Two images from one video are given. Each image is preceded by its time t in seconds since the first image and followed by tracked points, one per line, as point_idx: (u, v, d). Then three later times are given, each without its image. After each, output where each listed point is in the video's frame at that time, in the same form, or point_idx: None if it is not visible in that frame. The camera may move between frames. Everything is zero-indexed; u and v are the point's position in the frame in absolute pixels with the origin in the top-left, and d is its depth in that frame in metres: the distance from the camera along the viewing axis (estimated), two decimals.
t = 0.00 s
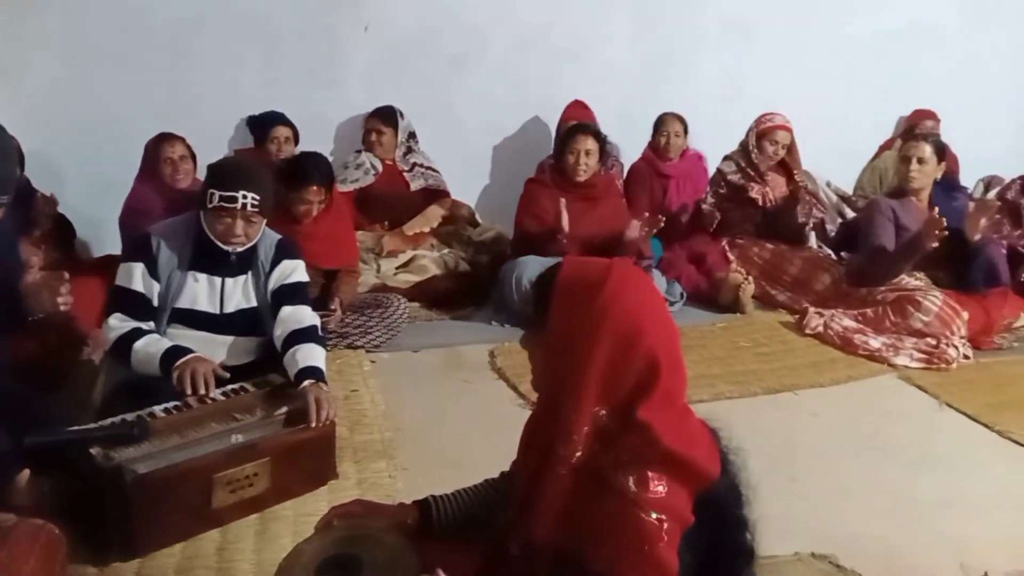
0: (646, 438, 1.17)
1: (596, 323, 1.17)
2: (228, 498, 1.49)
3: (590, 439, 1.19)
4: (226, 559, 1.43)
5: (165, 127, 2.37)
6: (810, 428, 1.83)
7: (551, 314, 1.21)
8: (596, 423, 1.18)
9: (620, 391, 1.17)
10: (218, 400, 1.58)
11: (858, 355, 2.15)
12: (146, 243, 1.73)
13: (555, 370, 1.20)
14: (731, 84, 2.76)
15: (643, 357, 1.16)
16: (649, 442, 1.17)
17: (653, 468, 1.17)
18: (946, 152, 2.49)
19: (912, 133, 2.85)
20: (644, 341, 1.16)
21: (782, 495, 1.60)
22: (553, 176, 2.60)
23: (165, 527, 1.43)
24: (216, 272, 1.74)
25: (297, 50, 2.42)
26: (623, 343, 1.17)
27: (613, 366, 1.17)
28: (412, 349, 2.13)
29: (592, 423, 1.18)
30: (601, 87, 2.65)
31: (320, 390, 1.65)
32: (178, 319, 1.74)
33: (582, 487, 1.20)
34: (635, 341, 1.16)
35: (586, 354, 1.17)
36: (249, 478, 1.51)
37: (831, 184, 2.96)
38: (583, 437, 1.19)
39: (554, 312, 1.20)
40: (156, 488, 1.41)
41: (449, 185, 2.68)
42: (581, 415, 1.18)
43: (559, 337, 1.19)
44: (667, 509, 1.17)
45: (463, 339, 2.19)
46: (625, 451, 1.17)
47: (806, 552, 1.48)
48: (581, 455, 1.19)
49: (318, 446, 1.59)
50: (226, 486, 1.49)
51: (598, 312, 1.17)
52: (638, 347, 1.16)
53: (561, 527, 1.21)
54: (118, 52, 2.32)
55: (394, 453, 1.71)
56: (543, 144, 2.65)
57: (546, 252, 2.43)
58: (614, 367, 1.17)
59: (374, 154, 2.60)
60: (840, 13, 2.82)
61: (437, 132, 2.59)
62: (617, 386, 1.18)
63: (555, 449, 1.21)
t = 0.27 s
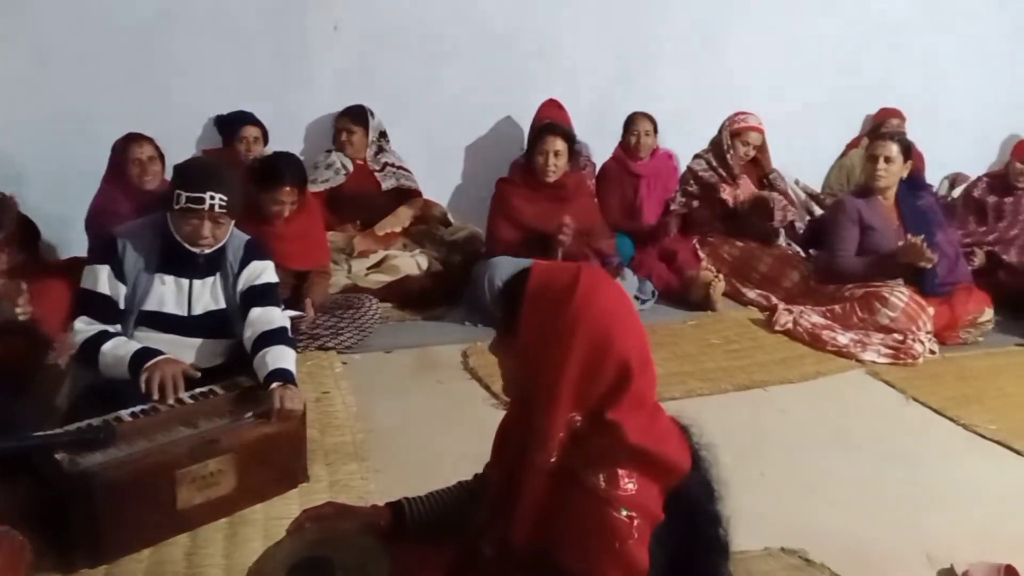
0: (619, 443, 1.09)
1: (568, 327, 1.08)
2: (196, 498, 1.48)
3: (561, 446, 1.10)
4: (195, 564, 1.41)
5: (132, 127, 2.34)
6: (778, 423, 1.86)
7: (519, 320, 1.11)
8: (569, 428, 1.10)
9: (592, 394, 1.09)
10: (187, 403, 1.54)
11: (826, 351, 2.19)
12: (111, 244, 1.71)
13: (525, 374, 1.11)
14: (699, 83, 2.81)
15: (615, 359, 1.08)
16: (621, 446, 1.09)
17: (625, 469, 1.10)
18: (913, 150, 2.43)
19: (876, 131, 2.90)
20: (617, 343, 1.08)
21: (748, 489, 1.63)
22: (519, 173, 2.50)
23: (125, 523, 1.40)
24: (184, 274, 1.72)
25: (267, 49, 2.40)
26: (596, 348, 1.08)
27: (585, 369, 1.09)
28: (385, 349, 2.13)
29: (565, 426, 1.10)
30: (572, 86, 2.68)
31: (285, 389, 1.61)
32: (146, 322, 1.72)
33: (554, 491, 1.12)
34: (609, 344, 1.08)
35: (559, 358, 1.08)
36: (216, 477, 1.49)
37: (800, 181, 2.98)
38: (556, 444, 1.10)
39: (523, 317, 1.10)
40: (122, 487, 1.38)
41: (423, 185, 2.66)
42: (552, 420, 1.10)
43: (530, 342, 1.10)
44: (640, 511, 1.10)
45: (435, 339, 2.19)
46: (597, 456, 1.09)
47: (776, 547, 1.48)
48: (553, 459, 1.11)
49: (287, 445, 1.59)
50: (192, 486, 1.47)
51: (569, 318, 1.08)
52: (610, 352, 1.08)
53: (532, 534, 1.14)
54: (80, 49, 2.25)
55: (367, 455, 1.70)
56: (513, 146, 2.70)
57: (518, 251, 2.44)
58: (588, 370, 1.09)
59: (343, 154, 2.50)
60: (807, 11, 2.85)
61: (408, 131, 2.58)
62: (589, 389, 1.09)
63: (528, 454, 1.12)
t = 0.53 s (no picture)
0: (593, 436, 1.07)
1: (546, 318, 1.07)
2: (164, 512, 1.44)
3: (539, 438, 1.09)
4: (159, 571, 1.40)
5: (94, 130, 2.30)
6: (746, 422, 1.88)
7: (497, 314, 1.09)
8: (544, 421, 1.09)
9: (567, 386, 1.08)
10: (152, 411, 1.53)
11: (792, 351, 2.22)
12: (73, 249, 1.67)
13: (502, 366, 1.10)
14: (667, 86, 2.83)
15: (591, 352, 1.07)
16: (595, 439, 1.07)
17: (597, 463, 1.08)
18: (876, 154, 2.48)
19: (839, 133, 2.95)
20: (593, 335, 1.07)
21: (716, 489, 1.64)
22: (488, 176, 2.50)
23: (95, 540, 1.38)
24: (147, 279, 1.69)
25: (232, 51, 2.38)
26: (573, 339, 1.07)
27: (561, 361, 1.08)
28: (354, 353, 2.13)
29: (542, 419, 1.08)
30: (541, 87, 2.69)
31: (255, 396, 1.60)
32: (108, 328, 1.70)
33: (529, 486, 1.10)
34: (585, 335, 1.07)
35: (536, 352, 1.07)
36: (186, 493, 1.46)
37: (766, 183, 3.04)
38: (533, 436, 1.08)
39: (501, 310, 1.08)
40: (90, 505, 1.35)
41: (391, 189, 2.65)
42: (529, 412, 1.08)
43: (508, 337, 1.08)
44: (611, 508, 1.07)
45: (404, 343, 2.20)
46: (569, 448, 1.08)
47: (743, 546, 1.49)
48: (530, 453, 1.09)
49: (257, 457, 1.55)
50: (162, 502, 1.43)
51: (548, 309, 1.07)
52: (585, 345, 1.07)
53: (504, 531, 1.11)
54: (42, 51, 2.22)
55: (335, 460, 1.69)
56: (483, 148, 2.70)
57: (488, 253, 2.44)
58: (564, 364, 1.08)
59: (311, 156, 2.48)
60: (775, 14, 2.89)
61: (376, 133, 2.58)
62: (565, 382, 1.08)
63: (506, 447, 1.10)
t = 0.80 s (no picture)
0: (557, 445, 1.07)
1: (511, 329, 1.06)
2: (120, 516, 1.41)
3: (503, 449, 1.08)
4: None
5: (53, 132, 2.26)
6: (713, 421, 1.89)
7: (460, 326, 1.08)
8: (508, 432, 1.08)
9: (532, 395, 1.08)
10: (111, 416, 1.48)
11: (758, 350, 2.24)
12: (30, 254, 1.65)
13: (466, 378, 1.08)
14: (631, 87, 2.83)
15: (555, 359, 1.07)
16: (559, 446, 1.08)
17: (560, 470, 1.09)
18: (840, 154, 2.55)
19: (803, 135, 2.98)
20: (557, 343, 1.07)
21: (683, 489, 1.65)
22: (456, 177, 2.50)
23: (53, 543, 1.35)
24: (107, 284, 1.66)
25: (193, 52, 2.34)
26: (537, 347, 1.07)
27: (526, 369, 1.07)
28: (318, 358, 2.10)
29: (506, 430, 1.08)
30: (507, 88, 2.68)
31: (213, 401, 1.59)
32: (67, 334, 1.68)
33: (493, 494, 1.09)
34: (550, 344, 1.07)
35: (501, 362, 1.06)
36: (141, 494, 1.42)
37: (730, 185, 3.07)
38: (498, 447, 1.08)
39: (466, 322, 1.07)
40: (42, 507, 1.32)
41: (357, 191, 2.63)
42: (494, 423, 1.07)
43: (471, 348, 1.07)
44: (574, 512, 1.08)
45: (370, 346, 2.18)
46: (533, 457, 1.08)
47: (710, 545, 1.50)
48: (495, 463, 1.08)
49: (217, 460, 1.51)
50: (119, 503, 1.41)
51: (513, 320, 1.06)
52: (549, 354, 1.07)
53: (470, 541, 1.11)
54: None
55: (300, 466, 1.67)
56: (450, 150, 2.69)
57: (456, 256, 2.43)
58: (528, 373, 1.07)
59: (275, 159, 2.48)
60: (739, 15, 2.91)
61: (340, 135, 2.55)
62: (529, 391, 1.08)
63: (470, 457, 1.09)
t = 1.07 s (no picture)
0: (519, 443, 1.05)
1: (471, 326, 1.06)
2: (82, 531, 1.38)
3: (465, 448, 1.07)
4: None
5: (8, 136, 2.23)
6: (676, 419, 1.91)
7: (421, 327, 1.08)
8: (471, 431, 1.07)
9: (493, 393, 1.07)
10: (67, 425, 1.46)
11: (721, 349, 2.27)
12: None
13: (428, 376, 1.08)
14: (595, 89, 2.84)
15: (516, 356, 1.06)
16: (522, 445, 1.05)
17: (525, 469, 1.06)
18: (798, 155, 2.54)
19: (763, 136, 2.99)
20: (518, 340, 1.06)
21: (646, 487, 1.67)
22: (419, 180, 2.48)
23: (15, 558, 1.32)
24: (61, 291, 1.63)
25: (151, 54, 2.31)
26: (498, 345, 1.06)
27: (488, 367, 1.06)
28: (280, 362, 2.09)
29: (468, 430, 1.07)
30: (470, 88, 2.68)
31: (179, 411, 1.54)
32: (21, 342, 1.65)
33: (456, 495, 1.07)
34: (510, 341, 1.06)
35: (461, 360, 1.06)
36: (106, 510, 1.40)
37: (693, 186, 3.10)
38: (459, 446, 1.06)
39: (426, 321, 1.08)
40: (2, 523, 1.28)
41: (320, 195, 2.61)
42: (456, 422, 1.06)
43: (432, 346, 1.07)
44: (538, 511, 1.04)
45: (334, 349, 2.17)
46: (496, 455, 1.06)
47: (673, 543, 1.51)
48: (457, 463, 1.07)
49: (181, 472, 1.50)
50: (82, 520, 1.37)
51: (473, 319, 1.06)
52: (511, 352, 1.06)
53: (433, 544, 1.08)
54: None
55: (262, 472, 1.65)
56: (414, 151, 2.68)
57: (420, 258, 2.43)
58: (490, 372, 1.06)
59: (235, 161, 2.42)
60: (700, 16, 2.93)
61: (303, 136, 2.53)
62: (490, 390, 1.07)
63: (433, 459, 1.08)
